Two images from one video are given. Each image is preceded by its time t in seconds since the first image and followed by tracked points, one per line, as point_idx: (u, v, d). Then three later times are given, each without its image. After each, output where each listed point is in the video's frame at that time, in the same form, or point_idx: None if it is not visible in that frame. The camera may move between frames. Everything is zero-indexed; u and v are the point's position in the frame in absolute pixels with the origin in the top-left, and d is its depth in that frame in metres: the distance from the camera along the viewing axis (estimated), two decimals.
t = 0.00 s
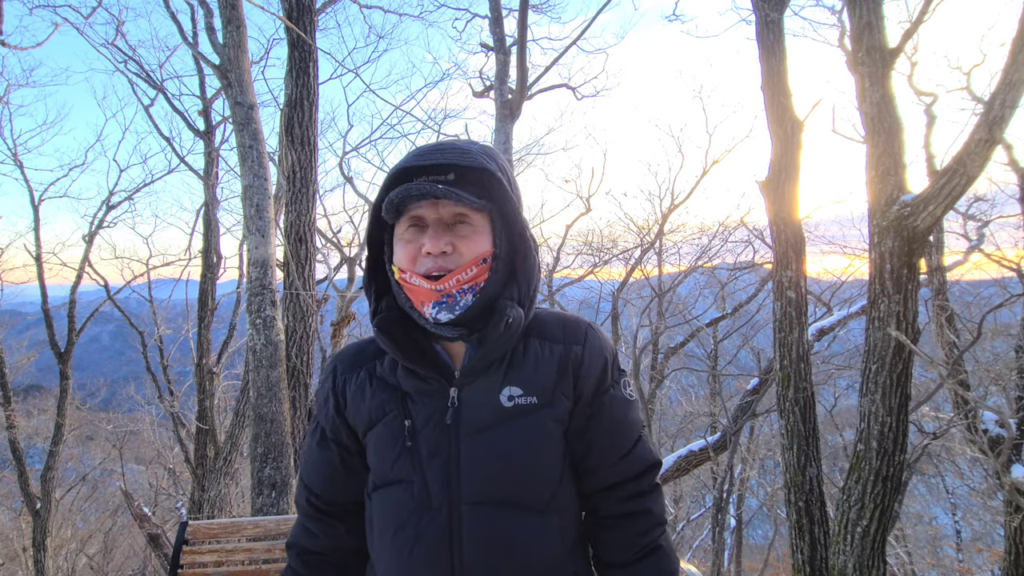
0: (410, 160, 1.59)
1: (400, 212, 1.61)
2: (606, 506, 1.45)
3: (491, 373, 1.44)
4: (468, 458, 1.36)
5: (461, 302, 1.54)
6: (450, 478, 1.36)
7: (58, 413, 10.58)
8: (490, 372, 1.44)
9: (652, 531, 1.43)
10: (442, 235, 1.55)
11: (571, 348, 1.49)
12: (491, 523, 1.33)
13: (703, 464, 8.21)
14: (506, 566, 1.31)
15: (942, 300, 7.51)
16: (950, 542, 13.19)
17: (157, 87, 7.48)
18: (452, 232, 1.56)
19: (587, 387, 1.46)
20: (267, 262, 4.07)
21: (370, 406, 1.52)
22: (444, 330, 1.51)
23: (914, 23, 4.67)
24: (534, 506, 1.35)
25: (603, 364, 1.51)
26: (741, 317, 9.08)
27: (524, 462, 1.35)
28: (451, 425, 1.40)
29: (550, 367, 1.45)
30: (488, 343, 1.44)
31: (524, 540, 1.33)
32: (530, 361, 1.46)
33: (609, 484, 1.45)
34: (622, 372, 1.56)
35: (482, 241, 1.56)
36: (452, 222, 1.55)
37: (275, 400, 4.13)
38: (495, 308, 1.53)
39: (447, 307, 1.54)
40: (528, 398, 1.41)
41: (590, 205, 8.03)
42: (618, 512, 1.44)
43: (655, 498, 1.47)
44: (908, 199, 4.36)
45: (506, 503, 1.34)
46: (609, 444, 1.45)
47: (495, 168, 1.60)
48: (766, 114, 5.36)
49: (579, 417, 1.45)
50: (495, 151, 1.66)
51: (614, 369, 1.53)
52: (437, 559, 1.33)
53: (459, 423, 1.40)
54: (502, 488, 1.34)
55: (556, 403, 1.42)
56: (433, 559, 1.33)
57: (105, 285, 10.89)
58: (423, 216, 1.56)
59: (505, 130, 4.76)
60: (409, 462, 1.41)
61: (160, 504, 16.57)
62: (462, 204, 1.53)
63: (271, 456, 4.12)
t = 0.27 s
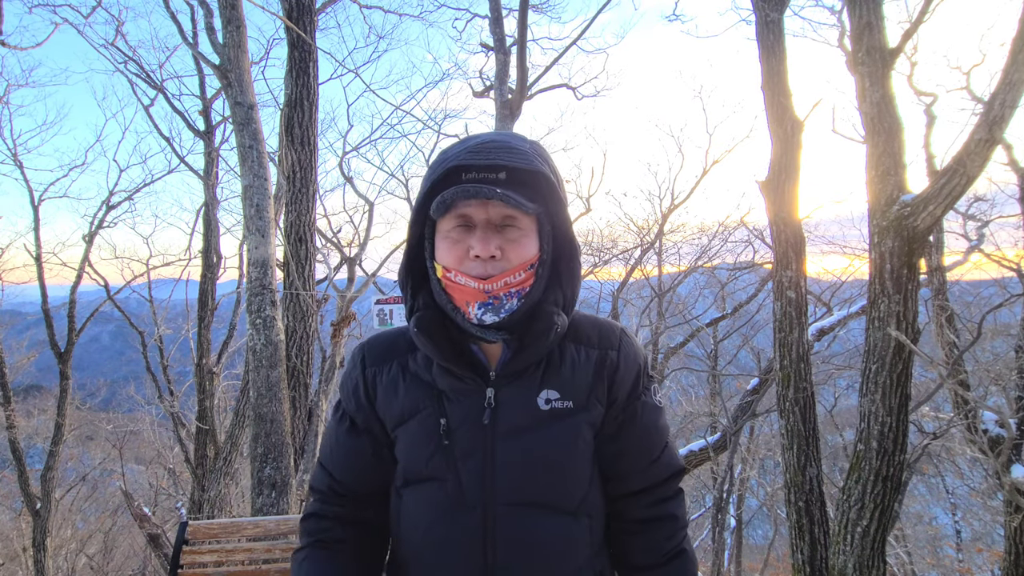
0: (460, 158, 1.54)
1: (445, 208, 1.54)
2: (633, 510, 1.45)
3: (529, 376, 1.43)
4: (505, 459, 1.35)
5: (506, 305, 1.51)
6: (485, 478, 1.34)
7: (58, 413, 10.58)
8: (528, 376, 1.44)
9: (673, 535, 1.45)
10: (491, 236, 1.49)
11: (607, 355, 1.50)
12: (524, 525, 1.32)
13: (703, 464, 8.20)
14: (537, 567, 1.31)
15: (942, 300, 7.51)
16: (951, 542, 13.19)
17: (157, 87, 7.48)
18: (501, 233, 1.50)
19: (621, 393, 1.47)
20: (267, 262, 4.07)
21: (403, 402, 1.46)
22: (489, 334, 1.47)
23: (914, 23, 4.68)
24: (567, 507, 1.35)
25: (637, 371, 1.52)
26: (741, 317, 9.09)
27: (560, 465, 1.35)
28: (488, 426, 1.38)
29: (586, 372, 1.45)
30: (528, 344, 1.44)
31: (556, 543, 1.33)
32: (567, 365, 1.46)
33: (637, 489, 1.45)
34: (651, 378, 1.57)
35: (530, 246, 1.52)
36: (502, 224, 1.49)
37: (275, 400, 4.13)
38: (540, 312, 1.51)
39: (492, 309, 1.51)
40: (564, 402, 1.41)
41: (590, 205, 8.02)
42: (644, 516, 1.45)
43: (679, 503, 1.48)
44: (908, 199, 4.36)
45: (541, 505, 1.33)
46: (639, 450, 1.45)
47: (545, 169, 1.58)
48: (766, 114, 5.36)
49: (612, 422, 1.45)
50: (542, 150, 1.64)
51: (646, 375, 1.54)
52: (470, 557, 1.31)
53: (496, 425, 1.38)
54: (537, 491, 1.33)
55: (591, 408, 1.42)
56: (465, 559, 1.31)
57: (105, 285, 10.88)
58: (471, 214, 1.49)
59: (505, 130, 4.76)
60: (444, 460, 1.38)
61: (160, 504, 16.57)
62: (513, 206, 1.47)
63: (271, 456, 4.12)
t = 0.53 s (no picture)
0: (492, 167, 1.42)
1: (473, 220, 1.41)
2: (663, 506, 1.43)
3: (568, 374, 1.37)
4: (548, 453, 1.29)
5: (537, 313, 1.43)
6: (533, 472, 1.28)
7: (58, 413, 10.59)
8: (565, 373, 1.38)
9: (700, 530, 1.44)
10: (520, 250, 1.36)
11: (640, 352, 1.47)
12: (567, 518, 1.27)
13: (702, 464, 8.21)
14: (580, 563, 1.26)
15: (942, 300, 7.52)
16: (951, 542, 13.19)
17: (157, 87, 7.49)
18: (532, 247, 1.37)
19: (654, 389, 1.44)
20: (267, 262, 4.07)
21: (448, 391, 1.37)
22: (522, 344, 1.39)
23: (914, 23, 4.68)
24: (609, 500, 1.31)
25: (666, 369, 1.50)
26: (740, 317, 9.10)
27: (602, 459, 1.31)
28: (532, 418, 1.32)
29: (623, 369, 1.42)
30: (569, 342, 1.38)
31: (596, 539, 1.28)
32: (605, 363, 1.41)
33: (668, 484, 1.43)
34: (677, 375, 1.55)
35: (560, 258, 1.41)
36: (532, 237, 1.36)
37: (275, 400, 4.13)
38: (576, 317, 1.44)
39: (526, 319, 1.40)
40: (604, 399, 1.36)
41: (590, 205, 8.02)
42: (673, 512, 1.43)
43: (706, 499, 1.47)
44: (908, 199, 4.36)
45: (583, 499, 1.28)
46: (671, 445, 1.43)
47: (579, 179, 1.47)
48: (765, 114, 5.36)
49: (645, 418, 1.42)
50: (577, 157, 1.53)
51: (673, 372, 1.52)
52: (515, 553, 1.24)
53: (539, 418, 1.32)
54: (581, 485, 1.28)
55: (628, 404, 1.39)
56: (508, 554, 1.24)
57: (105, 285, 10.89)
58: (498, 227, 1.36)
59: (505, 130, 4.76)
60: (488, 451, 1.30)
61: (160, 504, 16.57)
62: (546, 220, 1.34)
63: (271, 456, 4.12)
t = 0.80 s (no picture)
0: (528, 182, 1.35)
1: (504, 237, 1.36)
2: (679, 503, 1.44)
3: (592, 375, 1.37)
4: (573, 450, 1.29)
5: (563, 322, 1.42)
6: (559, 469, 1.27)
7: (58, 413, 10.59)
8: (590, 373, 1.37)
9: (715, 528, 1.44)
10: (549, 274, 1.33)
11: (658, 353, 1.48)
12: (592, 517, 1.26)
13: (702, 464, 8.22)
14: (603, 560, 1.25)
15: (942, 300, 7.53)
16: (951, 542, 13.18)
17: (157, 87, 7.49)
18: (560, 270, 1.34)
19: (671, 389, 1.46)
20: (267, 262, 4.07)
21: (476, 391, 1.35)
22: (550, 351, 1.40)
23: (914, 23, 4.67)
24: (630, 497, 1.31)
25: (682, 371, 1.52)
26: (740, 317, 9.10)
27: (625, 456, 1.31)
28: (559, 416, 1.31)
29: (643, 370, 1.42)
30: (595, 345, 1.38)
31: (620, 536, 1.27)
32: (627, 363, 1.41)
33: (684, 482, 1.44)
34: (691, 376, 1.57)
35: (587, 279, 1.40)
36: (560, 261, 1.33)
37: (275, 400, 4.13)
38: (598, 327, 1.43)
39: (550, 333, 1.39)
40: (627, 399, 1.36)
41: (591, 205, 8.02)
42: (689, 510, 1.43)
43: (719, 497, 1.48)
44: (908, 199, 4.36)
45: (606, 496, 1.28)
46: (688, 443, 1.45)
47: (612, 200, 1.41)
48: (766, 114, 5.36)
49: (662, 418, 1.43)
50: (612, 170, 1.48)
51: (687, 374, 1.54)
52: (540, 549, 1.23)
53: (565, 416, 1.31)
54: (605, 482, 1.28)
55: (648, 403, 1.39)
56: (534, 553, 1.23)
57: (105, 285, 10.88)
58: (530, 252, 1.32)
59: (505, 129, 4.76)
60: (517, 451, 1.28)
61: (160, 504, 16.56)
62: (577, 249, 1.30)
63: (271, 456, 4.12)
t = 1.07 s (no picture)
0: (550, 185, 1.34)
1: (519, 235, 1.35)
2: (672, 505, 1.43)
3: (592, 374, 1.37)
4: (572, 448, 1.28)
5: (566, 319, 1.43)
6: (558, 466, 1.27)
7: (58, 413, 10.59)
8: (591, 371, 1.37)
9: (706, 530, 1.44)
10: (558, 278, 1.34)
11: (656, 356, 1.49)
12: (589, 515, 1.26)
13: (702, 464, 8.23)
14: (600, 559, 1.25)
15: (942, 300, 7.53)
16: (951, 542, 13.18)
17: (157, 87, 7.48)
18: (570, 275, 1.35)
19: (668, 391, 1.46)
20: (267, 262, 4.07)
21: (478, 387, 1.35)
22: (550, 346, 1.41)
23: (914, 23, 4.68)
24: (627, 495, 1.31)
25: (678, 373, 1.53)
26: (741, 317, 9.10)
27: (623, 455, 1.31)
28: (560, 414, 1.31)
29: (642, 370, 1.43)
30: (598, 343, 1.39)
31: (616, 535, 1.27)
32: (626, 363, 1.41)
33: (678, 483, 1.44)
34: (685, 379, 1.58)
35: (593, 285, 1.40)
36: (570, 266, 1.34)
37: (275, 400, 4.13)
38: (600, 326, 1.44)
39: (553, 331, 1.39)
40: (626, 398, 1.37)
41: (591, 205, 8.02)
42: (682, 511, 1.43)
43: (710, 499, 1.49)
44: (908, 199, 4.35)
45: (604, 494, 1.28)
46: (682, 445, 1.45)
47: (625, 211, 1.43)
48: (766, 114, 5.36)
49: (659, 419, 1.44)
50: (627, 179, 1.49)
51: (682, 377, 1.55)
52: (538, 543, 1.23)
53: (566, 414, 1.31)
54: (604, 480, 1.28)
55: (646, 402, 1.40)
56: (532, 548, 1.23)
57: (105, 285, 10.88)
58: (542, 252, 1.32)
59: (505, 129, 4.76)
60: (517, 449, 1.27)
61: (160, 504, 16.56)
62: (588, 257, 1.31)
63: (271, 456, 4.12)
